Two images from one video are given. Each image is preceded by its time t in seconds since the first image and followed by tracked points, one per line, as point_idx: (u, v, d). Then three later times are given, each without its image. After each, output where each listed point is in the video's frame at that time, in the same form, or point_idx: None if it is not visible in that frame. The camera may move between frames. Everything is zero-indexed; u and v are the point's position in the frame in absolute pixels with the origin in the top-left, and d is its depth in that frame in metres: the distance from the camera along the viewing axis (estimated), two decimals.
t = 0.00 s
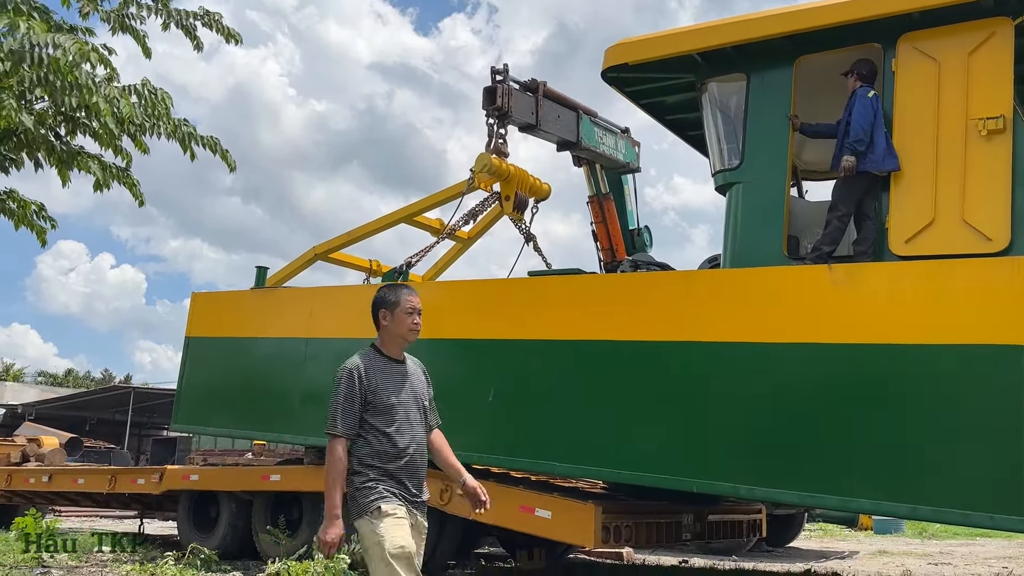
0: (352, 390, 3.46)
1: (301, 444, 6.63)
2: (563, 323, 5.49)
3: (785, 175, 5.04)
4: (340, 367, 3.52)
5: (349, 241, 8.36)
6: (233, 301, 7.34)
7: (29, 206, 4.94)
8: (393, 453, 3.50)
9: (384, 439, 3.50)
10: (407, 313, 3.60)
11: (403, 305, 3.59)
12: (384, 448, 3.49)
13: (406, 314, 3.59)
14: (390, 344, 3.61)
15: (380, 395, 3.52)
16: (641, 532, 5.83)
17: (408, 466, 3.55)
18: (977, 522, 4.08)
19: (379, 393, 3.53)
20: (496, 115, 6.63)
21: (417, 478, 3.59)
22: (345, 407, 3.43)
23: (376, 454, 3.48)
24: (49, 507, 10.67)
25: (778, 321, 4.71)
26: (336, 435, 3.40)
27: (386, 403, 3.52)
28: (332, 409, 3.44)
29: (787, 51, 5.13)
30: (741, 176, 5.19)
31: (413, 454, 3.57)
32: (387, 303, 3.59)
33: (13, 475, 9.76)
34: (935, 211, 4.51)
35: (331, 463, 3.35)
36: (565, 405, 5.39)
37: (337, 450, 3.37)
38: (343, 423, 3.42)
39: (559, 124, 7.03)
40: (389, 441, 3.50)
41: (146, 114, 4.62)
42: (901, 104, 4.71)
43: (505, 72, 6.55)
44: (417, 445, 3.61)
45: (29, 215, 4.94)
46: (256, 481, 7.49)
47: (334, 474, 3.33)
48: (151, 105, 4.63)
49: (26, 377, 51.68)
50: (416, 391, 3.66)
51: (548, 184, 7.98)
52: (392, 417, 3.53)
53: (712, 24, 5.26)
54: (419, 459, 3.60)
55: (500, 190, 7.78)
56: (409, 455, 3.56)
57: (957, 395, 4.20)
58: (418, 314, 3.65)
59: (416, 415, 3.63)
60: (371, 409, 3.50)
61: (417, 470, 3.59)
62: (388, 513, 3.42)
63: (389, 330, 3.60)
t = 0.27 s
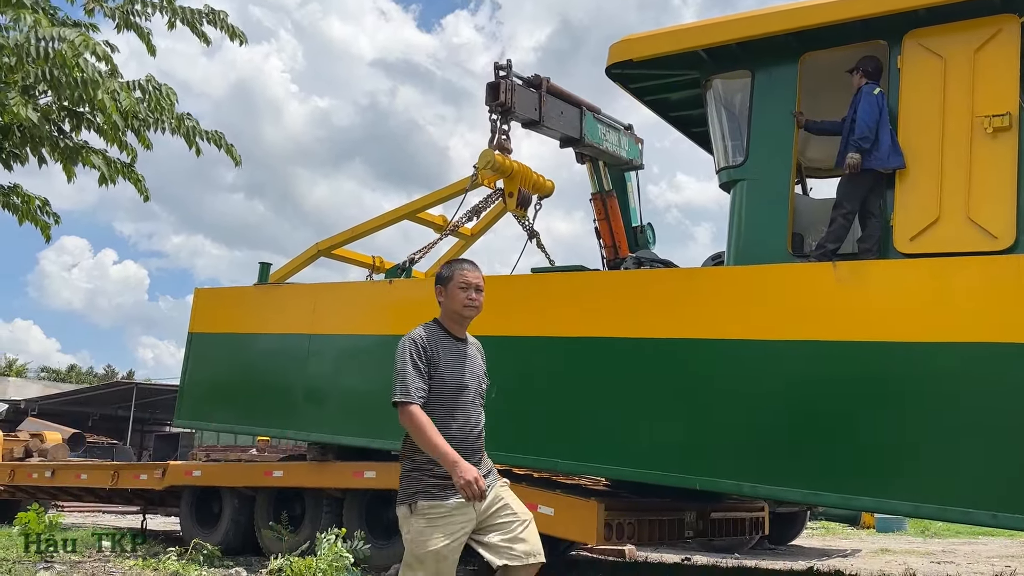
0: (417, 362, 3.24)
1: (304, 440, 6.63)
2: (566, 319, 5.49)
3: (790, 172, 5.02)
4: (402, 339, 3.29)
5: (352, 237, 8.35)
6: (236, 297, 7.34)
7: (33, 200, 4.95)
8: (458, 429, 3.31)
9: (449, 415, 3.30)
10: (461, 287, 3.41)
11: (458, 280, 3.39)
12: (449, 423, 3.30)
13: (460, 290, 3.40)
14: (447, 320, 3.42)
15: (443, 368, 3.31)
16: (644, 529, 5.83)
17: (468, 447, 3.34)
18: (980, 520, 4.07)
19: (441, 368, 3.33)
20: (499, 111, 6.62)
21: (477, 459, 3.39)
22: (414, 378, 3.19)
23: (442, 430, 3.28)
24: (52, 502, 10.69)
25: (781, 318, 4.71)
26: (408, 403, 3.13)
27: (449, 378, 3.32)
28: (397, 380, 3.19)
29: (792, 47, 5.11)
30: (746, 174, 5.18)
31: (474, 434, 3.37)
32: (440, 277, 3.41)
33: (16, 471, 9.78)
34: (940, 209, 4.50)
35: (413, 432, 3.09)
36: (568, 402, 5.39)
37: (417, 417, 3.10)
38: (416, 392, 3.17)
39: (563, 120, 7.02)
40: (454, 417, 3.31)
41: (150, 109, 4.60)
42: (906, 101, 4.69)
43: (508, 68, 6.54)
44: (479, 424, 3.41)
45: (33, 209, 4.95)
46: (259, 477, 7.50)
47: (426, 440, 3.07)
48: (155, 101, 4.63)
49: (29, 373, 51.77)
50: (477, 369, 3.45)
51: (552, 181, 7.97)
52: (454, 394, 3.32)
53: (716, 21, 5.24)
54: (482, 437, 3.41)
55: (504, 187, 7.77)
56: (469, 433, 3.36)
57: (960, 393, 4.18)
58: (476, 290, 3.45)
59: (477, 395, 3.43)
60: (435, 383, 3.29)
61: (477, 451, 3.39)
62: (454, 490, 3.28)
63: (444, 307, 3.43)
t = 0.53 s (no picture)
0: (487, 368, 3.03)
1: (306, 436, 6.64)
2: (569, 316, 5.49)
3: (794, 170, 5.01)
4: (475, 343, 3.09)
5: (355, 234, 8.35)
6: (239, 293, 7.35)
7: (35, 197, 4.93)
8: (530, 444, 3.07)
9: (521, 427, 3.07)
10: (536, 292, 3.16)
11: (532, 284, 3.15)
12: (520, 437, 3.06)
13: (535, 295, 3.15)
14: (520, 326, 3.19)
15: (514, 378, 3.09)
16: (646, 526, 5.84)
17: (543, 462, 3.11)
18: (982, 519, 4.07)
19: (513, 377, 3.10)
20: (502, 107, 6.61)
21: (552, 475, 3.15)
22: (485, 387, 2.98)
23: (513, 444, 3.05)
24: (54, 498, 10.71)
25: (784, 315, 4.70)
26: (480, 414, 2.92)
27: (521, 388, 3.09)
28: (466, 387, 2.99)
29: (796, 44, 5.10)
30: (749, 171, 5.17)
31: (549, 449, 3.13)
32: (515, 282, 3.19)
33: (19, 466, 9.80)
34: (943, 206, 4.48)
35: (484, 441, 2.89)
36: (570, 399, 5.38)
37: (492, 426, 2.90)
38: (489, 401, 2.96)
39: (565, 117, 7.01)
40: (525, 431, 3.07)
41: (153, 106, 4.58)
42: (910, 98, 4.68)
43: (511, 64, 6.53)
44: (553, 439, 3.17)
45: (36, 206, 4.92)
46: (261, 473, 7.51)
47: (498, 451, 2.86)
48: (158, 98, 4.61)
49: (32, 369, 51.89)
50: (552, 379, 3.21)
51: (554, 178, 7.96)
52: (527, 405, 3.09)
53: (720, 17, 5.23)
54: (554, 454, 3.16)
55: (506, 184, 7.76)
56: (544, 448, 3.12)
57: (962, 391, 4.18)
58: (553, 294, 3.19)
59: (552, 407, 3.19)
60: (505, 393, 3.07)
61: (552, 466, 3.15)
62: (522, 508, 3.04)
63: (518, 311, 3.19)
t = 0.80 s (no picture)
0: (564, 344, 3.03)
1: (308, 433, 6.64)
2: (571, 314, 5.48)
3: (796, 167, 5.01)
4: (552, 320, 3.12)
5: (357, 232, 8.36)
6: (241, 290, 7.35)
7: (36, 194, 4.88)
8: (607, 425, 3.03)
9: (599, 407, 3.04)
10: (623, 273, 3.17)
11: (618, 264, 3.16)
12: (598, 417, 3.03)
13: (621, 274, 3.15)
14: (602, 306, 3.19)
15: (596, 357, 3.07)
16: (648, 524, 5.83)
17: (622, 444, 3.06)
18: (984, 517, 4.07)
19: (595, 355, 3.09)
20: (504, 104, 6.61)
21: (632, 459, 3.10)
22: (558, 363, 3.00)
23: (593, 423, 3.02)
24: (57, 494, 10.74)
25: (786, 313, 4.69)
26: (547, 392, 2.95)
27: (602, 368, 3.07)
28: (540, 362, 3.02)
29: (798, 41, 5.09)
30: (751, 169, 5.16)
31: (628, 432, 3.09)
32: (600, 262, 3.20)
33: (22, 463, 9.83)
34: (945, 205, 4.47)
35: (538, 423, 2.94)
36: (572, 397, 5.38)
37: (549, 407, 2.94)
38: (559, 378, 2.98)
39: (567, 114, 7.00)
40: (607, 410, 3.04)
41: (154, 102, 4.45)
42: (912, 96, 4.66)
43: (513, 61, 6.52)
44: (632, 423, 3.12)
45: (37, 203, 4.88)
46: (263, 470, 7.51)
47: (544, 437, 2.92)
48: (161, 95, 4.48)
49: (35, 365, 51.99)
50: (632, 363, 3.19)
51: (557, 175, 7.95)
52: (607, 385, 3.06)
53: (722, 15, 5.22)
54: (632, 441, 3.11)
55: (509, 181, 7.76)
56: (622, 431, 3.08)
57: (964, 388, 4.17)
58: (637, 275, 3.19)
59: (631, 391, 3.15)
60: (584, 371, 3.06)
61: (631, 451, 3.11)
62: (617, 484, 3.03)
63: (602, 292, 3.19)
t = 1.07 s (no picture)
0: (639, 342, 2.94)
1: (311, 430, 6.64)
2: (574, 311, 5.48)
3: (799, 164, 5.00)
4: (625, 315, 3.01)
5: (359, 229, 8.36)
6: (244, 288, 7.35)
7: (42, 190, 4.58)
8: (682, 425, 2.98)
9: (672, 405, 2.97)
10: (698, 268, 3.07)
11: (695, 259, 3.06)
12: (670, 417, 2.97)
13: (697, 271, 3.06)
14: (673, 302, 3.10)
15: (670, 354, 3.00)
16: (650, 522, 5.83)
17: (691, 443, 3.02)
18: (986, 515, 4.06)
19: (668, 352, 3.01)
20: (506, 101, 6.59)
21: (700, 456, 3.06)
22: (631, 361, 2.91)
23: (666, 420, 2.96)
24: (61, 491, 10.76)
25: (789, 310, 4.69)
26: (621, 391, 2.85)
27: (674, 366, 3.00)
28: (614, 359, 2.92)
29: (801, 38, 5.08)
30: (754, 166, 5.15)
31: (697, 431, 3.04)
32: (676, 255, 3.09)
33: (25, 460, 9.84)
34: (948, 202, 4.47)
35: (616, 424, 2.83)
36: (575, 394, 5.38)
37: (629, 408, 2.83)
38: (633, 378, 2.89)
39: (569, 111, 6.99)
40: (679, 407, 2.99)
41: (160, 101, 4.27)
42: (916, 93, 4.66)
43: (515, 57, 6.51)
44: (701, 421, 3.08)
45: (43, 201, 4.59)
46: (266, 468, 7.52)
47: (626, 440, 2.81)
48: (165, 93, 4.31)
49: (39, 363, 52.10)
50: (701, 359, 3.12)
51: (559, 173, 7.95)
52: (680, 384, 3.00)
53: (725, 12, 5.21)
54: (702, 439, 3.07)
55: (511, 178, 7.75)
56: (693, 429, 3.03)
57: (967, 386, 4.17)
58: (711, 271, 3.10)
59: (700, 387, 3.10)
60: (658, 369, 2.98)
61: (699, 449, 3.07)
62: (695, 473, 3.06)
63: (675, 286, 3.09)
